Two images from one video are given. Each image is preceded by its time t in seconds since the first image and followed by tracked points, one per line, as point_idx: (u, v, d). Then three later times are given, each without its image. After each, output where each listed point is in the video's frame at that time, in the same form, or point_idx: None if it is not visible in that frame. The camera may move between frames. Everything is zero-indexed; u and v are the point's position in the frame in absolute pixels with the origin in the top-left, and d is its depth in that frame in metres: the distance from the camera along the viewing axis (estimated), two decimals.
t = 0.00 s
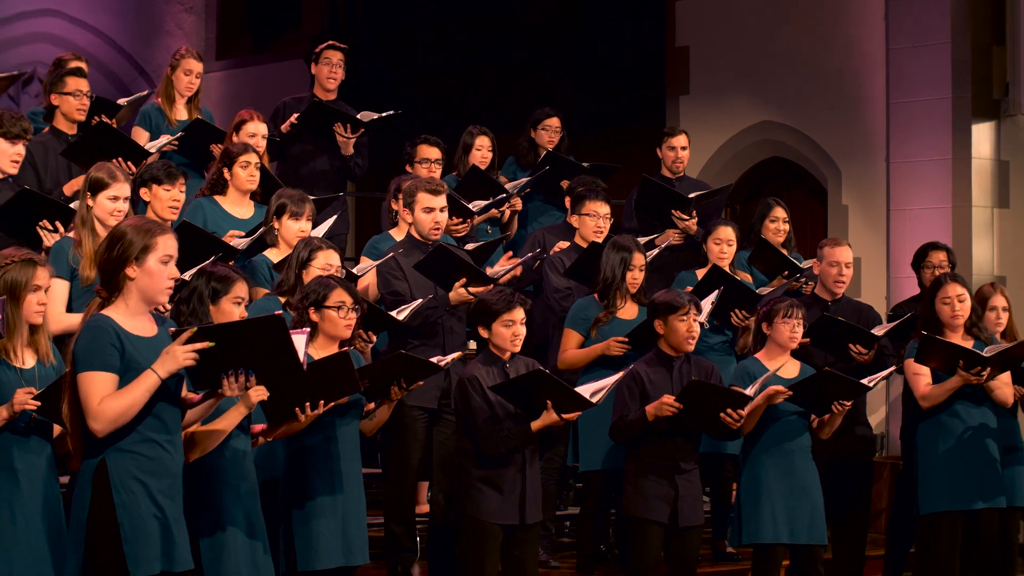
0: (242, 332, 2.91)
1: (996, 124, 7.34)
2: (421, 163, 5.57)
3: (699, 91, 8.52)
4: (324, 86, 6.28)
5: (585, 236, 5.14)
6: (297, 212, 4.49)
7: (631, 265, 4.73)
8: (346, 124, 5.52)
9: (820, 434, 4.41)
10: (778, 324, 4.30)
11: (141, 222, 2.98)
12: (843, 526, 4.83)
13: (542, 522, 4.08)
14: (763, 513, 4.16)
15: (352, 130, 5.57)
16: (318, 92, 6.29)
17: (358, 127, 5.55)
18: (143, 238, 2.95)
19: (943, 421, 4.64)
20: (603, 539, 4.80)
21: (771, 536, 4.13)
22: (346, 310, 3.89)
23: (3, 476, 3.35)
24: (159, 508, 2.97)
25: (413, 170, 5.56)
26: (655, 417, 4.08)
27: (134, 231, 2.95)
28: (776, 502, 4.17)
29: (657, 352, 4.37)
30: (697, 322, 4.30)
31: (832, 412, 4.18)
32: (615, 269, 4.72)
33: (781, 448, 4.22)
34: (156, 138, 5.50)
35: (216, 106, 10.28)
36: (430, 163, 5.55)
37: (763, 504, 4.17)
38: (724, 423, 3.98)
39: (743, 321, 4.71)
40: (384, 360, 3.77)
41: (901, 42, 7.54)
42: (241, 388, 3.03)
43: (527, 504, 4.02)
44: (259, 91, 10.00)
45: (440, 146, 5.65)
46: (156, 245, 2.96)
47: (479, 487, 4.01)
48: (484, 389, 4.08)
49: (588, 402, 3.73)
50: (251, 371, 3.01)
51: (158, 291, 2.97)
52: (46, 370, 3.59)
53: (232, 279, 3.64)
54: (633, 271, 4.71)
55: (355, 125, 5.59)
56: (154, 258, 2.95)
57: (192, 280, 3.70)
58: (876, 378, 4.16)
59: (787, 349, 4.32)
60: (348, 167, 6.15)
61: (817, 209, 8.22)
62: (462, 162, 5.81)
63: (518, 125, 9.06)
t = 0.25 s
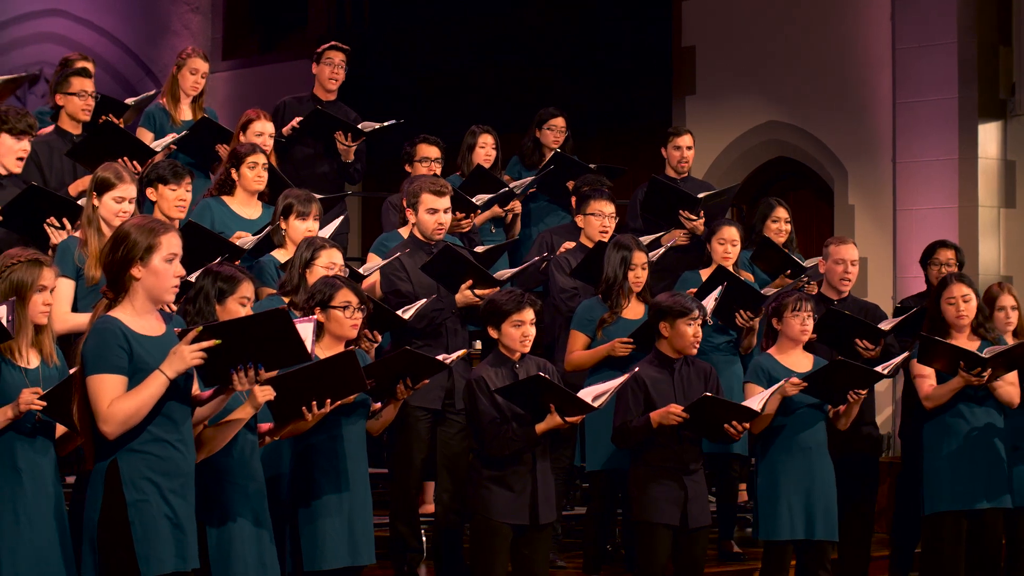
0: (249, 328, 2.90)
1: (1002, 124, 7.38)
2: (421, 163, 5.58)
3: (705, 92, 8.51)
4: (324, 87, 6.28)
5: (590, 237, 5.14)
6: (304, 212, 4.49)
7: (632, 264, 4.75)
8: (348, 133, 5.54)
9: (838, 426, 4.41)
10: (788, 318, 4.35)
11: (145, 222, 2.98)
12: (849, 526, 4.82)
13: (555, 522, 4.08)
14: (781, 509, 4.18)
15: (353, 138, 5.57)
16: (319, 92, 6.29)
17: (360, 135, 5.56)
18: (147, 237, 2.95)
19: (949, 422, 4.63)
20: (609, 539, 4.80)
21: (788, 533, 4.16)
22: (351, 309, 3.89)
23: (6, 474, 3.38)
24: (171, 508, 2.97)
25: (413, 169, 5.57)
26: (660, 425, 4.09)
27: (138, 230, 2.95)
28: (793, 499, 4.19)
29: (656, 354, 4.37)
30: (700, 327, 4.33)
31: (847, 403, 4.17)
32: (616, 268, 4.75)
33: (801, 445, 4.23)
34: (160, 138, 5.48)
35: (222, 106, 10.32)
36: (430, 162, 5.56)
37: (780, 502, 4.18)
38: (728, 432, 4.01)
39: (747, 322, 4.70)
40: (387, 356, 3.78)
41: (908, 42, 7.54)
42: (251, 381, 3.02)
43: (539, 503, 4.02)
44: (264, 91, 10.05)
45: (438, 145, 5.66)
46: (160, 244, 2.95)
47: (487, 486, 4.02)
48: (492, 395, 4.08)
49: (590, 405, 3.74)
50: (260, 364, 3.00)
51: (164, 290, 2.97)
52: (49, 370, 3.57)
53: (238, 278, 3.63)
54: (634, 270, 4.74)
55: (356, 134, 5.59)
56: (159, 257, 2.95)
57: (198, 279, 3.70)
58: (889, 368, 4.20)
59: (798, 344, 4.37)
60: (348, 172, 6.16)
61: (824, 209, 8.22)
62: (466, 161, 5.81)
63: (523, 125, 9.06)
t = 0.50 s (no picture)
0: (254, 332, 2.90)
1: (1008, 124, 7.56)
2: (421, 163, 5.58)
3: (711, 91, 8.59)
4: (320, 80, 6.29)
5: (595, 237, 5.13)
6: (311, 212, 4.51)
7: (632, 263, 4.75)
8: (350, 128, 5.60)
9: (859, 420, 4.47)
10: (799, 317, 4.41)
11: (147, 225, 2.98)
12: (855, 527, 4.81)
13: (564, 522, 4.08)
14: (796, 508, 4.20)
15: (356, 133, 5.64)
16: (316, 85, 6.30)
17: (360, 131, 5.62)
18: (149, 241, 2.95)
19: (955, 422, 4.63)
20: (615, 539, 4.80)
21: (803, 534, 4.18)
22: (357, 309, 3.89)
23: (12, 473, 3.37)
24: (181, 511, 2.98)
25: (413, 169, 5.57)
26: (664, 414, 4.09)
27: (139, 235, 2.95)
28: (810, 499, 4.21)
29: (657, 350, 4.37)
30: (699, 322, 4.31)
31: (863, 395, 4.20)
32: (616, 267, 4.76)
33: (815, 445, 4.25)
34: (165, 139, 5.49)
35: (228, 106, 10.22)
36: (430, 162, 5.55)
37: (795, 502, 4.21)
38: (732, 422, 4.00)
39: (752, 322, 4.69)
40: (394, 359, 3.76)
41: (915, 41, 7.64)
42: (256, 385, 3.01)
43: (548, 502, 4.03)
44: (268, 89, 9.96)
45: (437, 145, 5.66)
46: (162, 247, 2.95)
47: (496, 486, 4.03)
48: (499, 397, 4.09)
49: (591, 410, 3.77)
50: (265, 368, 2.99)
51: (168, 294, 2.96)
52: (54, 370, 3.58)
53: (245, 279, 3.64)
54: (635, 269, 4.74)
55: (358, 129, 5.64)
56: (161, 261, 2.94)
57: (204, 280, 3.70)
58: (901, 361, 4.24)
59: (811, 342, 4.42)
60: (348, 167, 6.11)
61: (830, 209, 8.27)
62: (469, 159, 5.80)
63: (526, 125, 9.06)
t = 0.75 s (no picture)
0: (261, 336, 2.88)
1: (1015, 124, 7.55)
2: (423, 163, 5.58)
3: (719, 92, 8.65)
4: (321, 78, 6.29)
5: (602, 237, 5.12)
6: (320, 212, 4.50)
7: (636, 263, 4.76)
8: (354, 127, 5.62)
9: (876, 418, 4.48)
10: (811, 319, 4.47)
11: (151, 230, 2.98)
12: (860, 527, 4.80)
13: (574, 523, 4.07)
14: (811, 507, 4.25)
15: (359, 130, 5.66)
16: (316, 85, 6.30)
17: (364, 129, 5.61)
18: (153, 247, 2.95)
19: (960, 421, 4.63)
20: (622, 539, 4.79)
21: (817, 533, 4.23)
22: (365, 309, 3.89)
23: (19, 472, 3.38)
24: (192, 515, 2.98)
25: (415, 170, 5.57)
26: (662, 423, 4.08)
27: (143, 240, 2.95)
28: (824, 500, 4.25)
29: (665, 353, 4.39)
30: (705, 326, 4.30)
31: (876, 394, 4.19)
32: (621, 268, 4.76)
33: (830, 446, 4.28)
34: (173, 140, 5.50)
35: (236, 105, 10.31)
36: (432, 163, 5.56)
37: (809, 501, 4.26)
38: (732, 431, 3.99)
39: (759, 323, 4.68)
40: (399, 354, 3.76)
41: (922, 41, 7.64)
42: (265, 388, 3.04)
43: (556, 502, 4.03)
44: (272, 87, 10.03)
45: (439, 146, 5.66)
46: (166, 253, 2.96)
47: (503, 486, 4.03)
48: (507, 397, 4.11)
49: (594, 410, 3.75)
50: (272, 372, 3.01)
51: (176, 299, 2.97)
52: (61, 370, 3.57)
53: (253, 279, 3.63)
54: (638, 270, 4.75)
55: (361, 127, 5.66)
56: (166, 267, 2.95)
57: (212, 280, 3.69)
58: (913, 358, 4.18)
59: (825, 344, 4.48)
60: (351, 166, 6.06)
61: (837, 209, 8.37)
62: (475, 159, 5.79)
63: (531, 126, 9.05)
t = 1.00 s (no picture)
0: (269, 338, 2.88)
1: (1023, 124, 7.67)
2: (430, 163, 5.58)
3: (726, 92, 8.58)
4: (326, 84, 6.32)
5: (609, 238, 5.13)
6: (328, 212, 4.50)
7: (642, 262, 4.77)
8: (358, 134, 5.55)
9: (885, 422, 4.53)
10: (824, 326, 4.45)
11: (159, 234, 2.97)
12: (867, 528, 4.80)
13: (585, 522, 4.07)
14: (825, 510, 4.27)
15: (364, 139, 5.60)
16: (321, 87, 6.32)
17: (369, 138, 5.59)
18: (162, 251, 2.94)
19: (964, 420, 4.64)
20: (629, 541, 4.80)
21: (831, 534, 4.25)
22: (372, 309, 3.89)
23: (29, 471, 3.38)
24: (201, 517, 2.97)
25: (421, 170, 5.57)
26: (665, 433, 4.08)
27: (152, 243, 2.94)
28: (841, 505, 4.27)
29: (670, 358, 4.35)
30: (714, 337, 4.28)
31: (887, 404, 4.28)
32: (626, 268, 4.77)
33: (844, 449, 4.31)
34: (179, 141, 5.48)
35: (245, 105, 10.34)
36: (438, 163, 5.56)
37: (823, 504, 4.28)
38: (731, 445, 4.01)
39: (769, 321, 4.67)
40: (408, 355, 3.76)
41: (930, 41, 7.71)
42: (272, 389, 3.02)
43: (566, 503, 4.02)
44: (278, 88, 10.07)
45: (444, 146, 5.65)
46: (175, 258, 2.94)
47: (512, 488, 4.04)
48: (517, 396, 4.14)
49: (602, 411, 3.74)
50: (281, 370, 2.99)
51: (185, 302, 2.97)
52: (71, 371, 3.56)
53: (263, 278, 3.63)
54: (645, 269, 4.76)
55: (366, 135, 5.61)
56: (174, 272, 2.94)
57: (221, 280, 3.68)
58: (919, 369, 4.25)
59: (839, 349, 4.47)
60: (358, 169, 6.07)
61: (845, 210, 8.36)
62: (482, 161, 5.79)
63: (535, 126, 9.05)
